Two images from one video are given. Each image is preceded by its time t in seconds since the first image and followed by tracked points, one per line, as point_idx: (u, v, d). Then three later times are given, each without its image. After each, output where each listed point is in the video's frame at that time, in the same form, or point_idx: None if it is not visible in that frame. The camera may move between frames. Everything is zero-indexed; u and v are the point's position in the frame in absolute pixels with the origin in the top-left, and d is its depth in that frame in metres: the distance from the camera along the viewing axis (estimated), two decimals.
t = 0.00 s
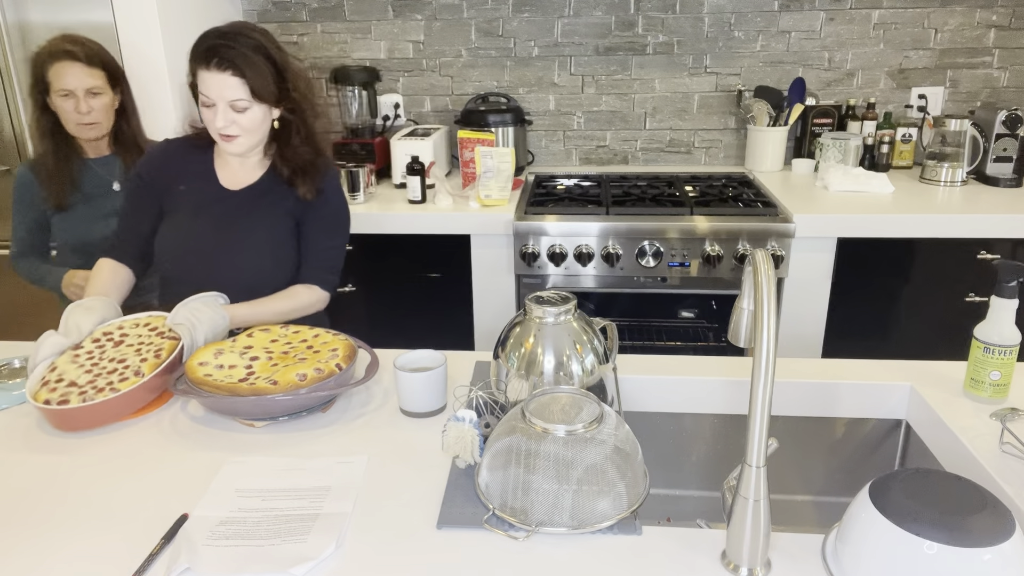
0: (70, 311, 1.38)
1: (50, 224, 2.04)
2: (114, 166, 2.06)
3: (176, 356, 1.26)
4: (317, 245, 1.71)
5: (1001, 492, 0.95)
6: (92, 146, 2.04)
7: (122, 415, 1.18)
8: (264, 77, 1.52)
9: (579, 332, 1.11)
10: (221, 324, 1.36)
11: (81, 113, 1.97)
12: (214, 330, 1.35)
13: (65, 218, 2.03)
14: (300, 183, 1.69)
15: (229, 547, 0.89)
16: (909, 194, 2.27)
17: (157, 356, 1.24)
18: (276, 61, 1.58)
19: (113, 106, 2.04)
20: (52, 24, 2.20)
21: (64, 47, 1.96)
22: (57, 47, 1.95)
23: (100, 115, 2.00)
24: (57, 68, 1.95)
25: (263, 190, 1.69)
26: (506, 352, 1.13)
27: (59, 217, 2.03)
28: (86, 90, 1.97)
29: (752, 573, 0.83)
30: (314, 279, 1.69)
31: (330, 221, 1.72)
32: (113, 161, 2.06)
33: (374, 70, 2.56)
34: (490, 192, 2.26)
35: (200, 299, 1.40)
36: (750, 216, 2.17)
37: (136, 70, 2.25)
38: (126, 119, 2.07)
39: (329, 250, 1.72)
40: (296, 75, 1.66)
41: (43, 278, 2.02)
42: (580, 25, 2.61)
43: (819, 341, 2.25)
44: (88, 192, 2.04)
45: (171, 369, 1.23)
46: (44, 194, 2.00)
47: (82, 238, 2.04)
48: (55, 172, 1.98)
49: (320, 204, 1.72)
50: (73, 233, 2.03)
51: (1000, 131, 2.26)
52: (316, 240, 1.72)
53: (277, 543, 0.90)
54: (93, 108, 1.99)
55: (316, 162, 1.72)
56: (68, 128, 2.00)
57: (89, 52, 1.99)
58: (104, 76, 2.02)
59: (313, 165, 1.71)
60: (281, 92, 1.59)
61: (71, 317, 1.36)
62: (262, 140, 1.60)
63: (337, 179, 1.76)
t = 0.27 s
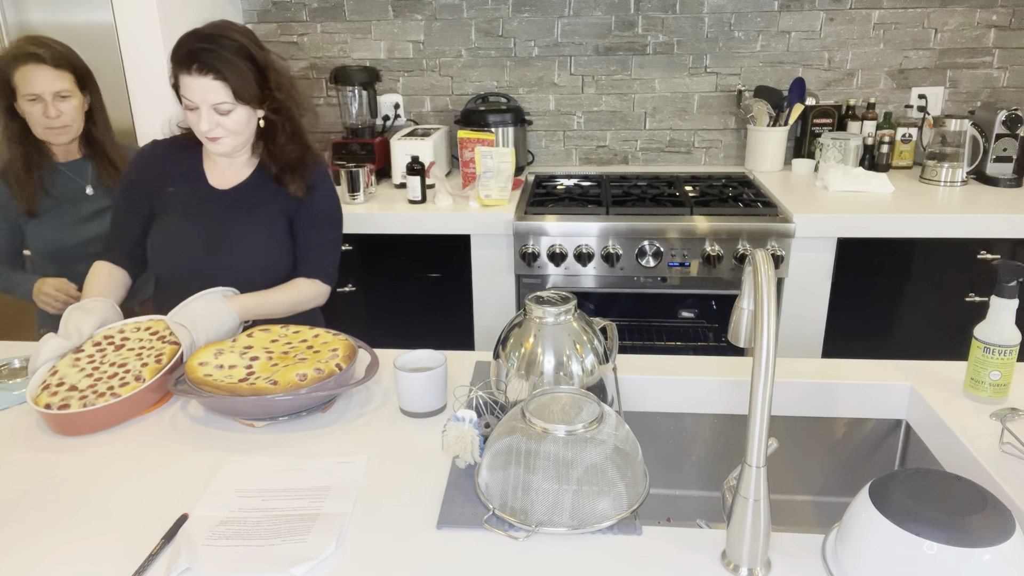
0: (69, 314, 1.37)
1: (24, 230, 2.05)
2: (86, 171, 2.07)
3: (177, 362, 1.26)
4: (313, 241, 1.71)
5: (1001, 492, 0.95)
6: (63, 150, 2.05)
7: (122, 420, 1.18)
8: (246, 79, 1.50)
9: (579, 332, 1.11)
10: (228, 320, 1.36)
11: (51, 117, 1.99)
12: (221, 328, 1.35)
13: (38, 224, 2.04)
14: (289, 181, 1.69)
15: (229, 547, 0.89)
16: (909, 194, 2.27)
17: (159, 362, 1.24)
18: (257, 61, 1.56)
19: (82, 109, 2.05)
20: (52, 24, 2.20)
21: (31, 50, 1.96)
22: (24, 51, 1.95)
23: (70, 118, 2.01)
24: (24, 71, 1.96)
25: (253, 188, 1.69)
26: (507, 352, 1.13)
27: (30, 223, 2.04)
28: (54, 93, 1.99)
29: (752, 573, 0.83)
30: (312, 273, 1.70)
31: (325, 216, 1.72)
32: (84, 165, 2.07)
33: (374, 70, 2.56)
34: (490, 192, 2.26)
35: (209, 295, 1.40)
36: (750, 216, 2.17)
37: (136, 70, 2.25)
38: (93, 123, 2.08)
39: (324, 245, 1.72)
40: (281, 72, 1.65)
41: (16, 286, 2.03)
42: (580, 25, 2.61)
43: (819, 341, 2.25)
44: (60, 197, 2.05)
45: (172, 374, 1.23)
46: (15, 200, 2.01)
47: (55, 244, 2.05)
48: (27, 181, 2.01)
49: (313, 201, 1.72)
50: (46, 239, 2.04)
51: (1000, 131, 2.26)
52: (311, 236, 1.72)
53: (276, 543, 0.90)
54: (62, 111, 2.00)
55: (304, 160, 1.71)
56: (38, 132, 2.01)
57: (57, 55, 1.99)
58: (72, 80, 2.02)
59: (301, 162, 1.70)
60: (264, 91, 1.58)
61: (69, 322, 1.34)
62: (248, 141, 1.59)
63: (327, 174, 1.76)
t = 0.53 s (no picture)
0: (73, 308, 1.38)
1: (10, 235, 2.04)
2: (71, 174, 2.05)
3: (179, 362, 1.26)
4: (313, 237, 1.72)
5: (1001, 492, 0.95)
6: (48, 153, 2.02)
7: (121, 418, 1.18)
8: (238, 80, 1.50)
9: (579, 332, 1.11)
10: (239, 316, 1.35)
11: (35, 122, 1.94)
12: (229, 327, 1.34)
13: (24, 230, 2.04)
14: (285, 180, 1.69)
15: (229, 547, 0.89)
16: (909, 194, 2.27)
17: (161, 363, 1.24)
18: (249, 61, 1.56)
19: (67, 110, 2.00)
20: (52, 23, 2.22)
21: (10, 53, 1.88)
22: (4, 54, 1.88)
23: (54, 122, 1.97)
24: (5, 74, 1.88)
25: (249, 188, 1.69)
26: (506, 352, 1.13)
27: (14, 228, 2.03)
28: (38, 97, 1.93)
29: (752, 573, 0.83)
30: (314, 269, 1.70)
31: (324, 213, 1.73)
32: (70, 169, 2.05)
33: (374, 69, 2.56)
34: (490, 192, 2.26)
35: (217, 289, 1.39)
36: (750, 216, 2.17)
37: (136, 70, 2.25)
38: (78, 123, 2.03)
39: (324, 241, 1.72)
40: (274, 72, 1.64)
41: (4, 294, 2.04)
42: (580, 25, 2.61)
43: (819, 341, 2.25)
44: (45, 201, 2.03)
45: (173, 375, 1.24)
46: None
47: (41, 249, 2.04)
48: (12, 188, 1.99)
49: (311, 198, 1.72)
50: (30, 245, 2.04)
51: (1000, 131, 2.26)
52: (311, 233, 1.72)
53: (276, 543, 0.90)
54: (47, 116, 1.95)
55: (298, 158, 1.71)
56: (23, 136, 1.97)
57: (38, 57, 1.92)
58: (54, 81, 1.96)
59: (296, 161, 1.71)
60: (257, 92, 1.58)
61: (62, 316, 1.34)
62: (242, 141, 1.59)
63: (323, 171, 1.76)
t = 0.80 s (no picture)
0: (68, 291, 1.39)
1: (3, 240, 2.04)
2: (65, 177, 2.04)
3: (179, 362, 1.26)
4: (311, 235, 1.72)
5: (1001, 492, 0.95)
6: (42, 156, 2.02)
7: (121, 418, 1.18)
8: (235, 80, 1.50)
9: (579, 332, 1.11)
10: (238, 316, 1.35)
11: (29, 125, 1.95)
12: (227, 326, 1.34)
13: (18, 234, 2.03)
14: (282, 179, 1.69)
15: (229, 547, 0.89)
16: (909, 194, 2.27)
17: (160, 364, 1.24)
18: (244, 60, 1.56)
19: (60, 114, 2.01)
20: (52, 24, 2.21)
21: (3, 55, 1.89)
22: None
23: (48, 125, 1.98)
24: None
25: (246, 187, 1.69)
26: (507, 352, 1.13)
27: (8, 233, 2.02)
28: (31, 100, 1.94)
29: (752, 573, 0.83)
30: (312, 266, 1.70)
31: (321, 210, 1.73)
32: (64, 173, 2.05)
33: (374, 69, 2.56)
34: (490, 192, 2.26)
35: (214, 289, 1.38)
36: (750, 216, 2.17)
37: (136, 70, 2.25)
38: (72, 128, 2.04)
39: (322, 239, 1.72)
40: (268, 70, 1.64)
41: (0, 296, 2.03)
42: (580, 25, 2.61)
43: (819, 341, 2.25)
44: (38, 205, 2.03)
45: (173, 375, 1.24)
46: None
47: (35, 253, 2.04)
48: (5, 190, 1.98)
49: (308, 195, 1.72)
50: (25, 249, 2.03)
51: (1000, 131, 2.26)
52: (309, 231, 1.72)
53: (276, 543, 0.90)
54: (40, 118, 1.96)
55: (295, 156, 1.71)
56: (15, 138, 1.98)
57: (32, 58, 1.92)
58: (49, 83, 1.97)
59: (293, 159, 1.70)
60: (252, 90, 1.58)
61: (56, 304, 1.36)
62: (239, 141, 1.59)
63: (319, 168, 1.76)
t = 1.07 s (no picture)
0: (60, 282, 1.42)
1: (3, 241, 2.05)
2: (66, 179, 2.04)
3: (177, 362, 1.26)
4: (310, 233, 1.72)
5: (1001, 492, 0.95)
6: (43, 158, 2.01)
7: (120, 417, 1.18)
8: (231, 82, 1.50)
9: (579, 332, 1.11)
10: (250, 314, 1.39)
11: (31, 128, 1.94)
12: (239, 323, 1.38)
13: (17, 237, 2.04)
14: (281, 178, 1.69)
15: (229, 547, 0.89)
16: (909, 194, 2.27)
17: (158, 364, 1.24)
18: (239, 61, 1.55)
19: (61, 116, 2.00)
20: (52, 24, 2.21)
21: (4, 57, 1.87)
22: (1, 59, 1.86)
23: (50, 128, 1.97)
24: None
25: (243, 185, 1.69)
26: (506, 352, 1.13)
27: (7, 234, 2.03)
28: (33, 102, 1.92)
29: (752, 573, 0.83)
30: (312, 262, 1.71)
31: (320, 208, 1.73)
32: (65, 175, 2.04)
33: (374, 69, 2.55)
34: (490, 192, 2.26)
35: (228, 285, 1.43)
36: (750, 216, 2.17)
37: (136, 70, 2.25)
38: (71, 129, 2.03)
39: (321, 236, 1.73)
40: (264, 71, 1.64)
41: None
42: (580, 25, 2.61)
43: (819, 341, 2.25)
44: (38, 207, 2.03)
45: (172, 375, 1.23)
46: None
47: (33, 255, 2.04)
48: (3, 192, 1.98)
49: (306, 194, 1.72)
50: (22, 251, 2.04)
51: (1000, 131, 2.26)
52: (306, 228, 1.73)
53: (276, 543, 0.90)
54: (43, 120, 1.95)
55: (292, 156, 1.71)
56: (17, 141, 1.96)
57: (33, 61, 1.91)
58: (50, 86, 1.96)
59: (291, 158, 1.71)
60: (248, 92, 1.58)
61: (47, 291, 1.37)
62: (236, 141, 1.60)
63: (317, 166, 1.76)
